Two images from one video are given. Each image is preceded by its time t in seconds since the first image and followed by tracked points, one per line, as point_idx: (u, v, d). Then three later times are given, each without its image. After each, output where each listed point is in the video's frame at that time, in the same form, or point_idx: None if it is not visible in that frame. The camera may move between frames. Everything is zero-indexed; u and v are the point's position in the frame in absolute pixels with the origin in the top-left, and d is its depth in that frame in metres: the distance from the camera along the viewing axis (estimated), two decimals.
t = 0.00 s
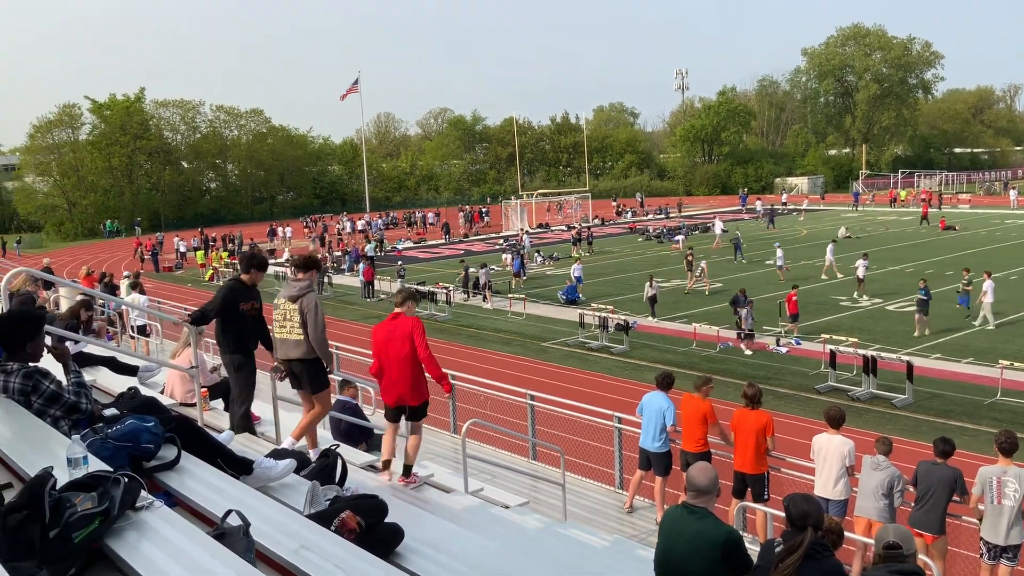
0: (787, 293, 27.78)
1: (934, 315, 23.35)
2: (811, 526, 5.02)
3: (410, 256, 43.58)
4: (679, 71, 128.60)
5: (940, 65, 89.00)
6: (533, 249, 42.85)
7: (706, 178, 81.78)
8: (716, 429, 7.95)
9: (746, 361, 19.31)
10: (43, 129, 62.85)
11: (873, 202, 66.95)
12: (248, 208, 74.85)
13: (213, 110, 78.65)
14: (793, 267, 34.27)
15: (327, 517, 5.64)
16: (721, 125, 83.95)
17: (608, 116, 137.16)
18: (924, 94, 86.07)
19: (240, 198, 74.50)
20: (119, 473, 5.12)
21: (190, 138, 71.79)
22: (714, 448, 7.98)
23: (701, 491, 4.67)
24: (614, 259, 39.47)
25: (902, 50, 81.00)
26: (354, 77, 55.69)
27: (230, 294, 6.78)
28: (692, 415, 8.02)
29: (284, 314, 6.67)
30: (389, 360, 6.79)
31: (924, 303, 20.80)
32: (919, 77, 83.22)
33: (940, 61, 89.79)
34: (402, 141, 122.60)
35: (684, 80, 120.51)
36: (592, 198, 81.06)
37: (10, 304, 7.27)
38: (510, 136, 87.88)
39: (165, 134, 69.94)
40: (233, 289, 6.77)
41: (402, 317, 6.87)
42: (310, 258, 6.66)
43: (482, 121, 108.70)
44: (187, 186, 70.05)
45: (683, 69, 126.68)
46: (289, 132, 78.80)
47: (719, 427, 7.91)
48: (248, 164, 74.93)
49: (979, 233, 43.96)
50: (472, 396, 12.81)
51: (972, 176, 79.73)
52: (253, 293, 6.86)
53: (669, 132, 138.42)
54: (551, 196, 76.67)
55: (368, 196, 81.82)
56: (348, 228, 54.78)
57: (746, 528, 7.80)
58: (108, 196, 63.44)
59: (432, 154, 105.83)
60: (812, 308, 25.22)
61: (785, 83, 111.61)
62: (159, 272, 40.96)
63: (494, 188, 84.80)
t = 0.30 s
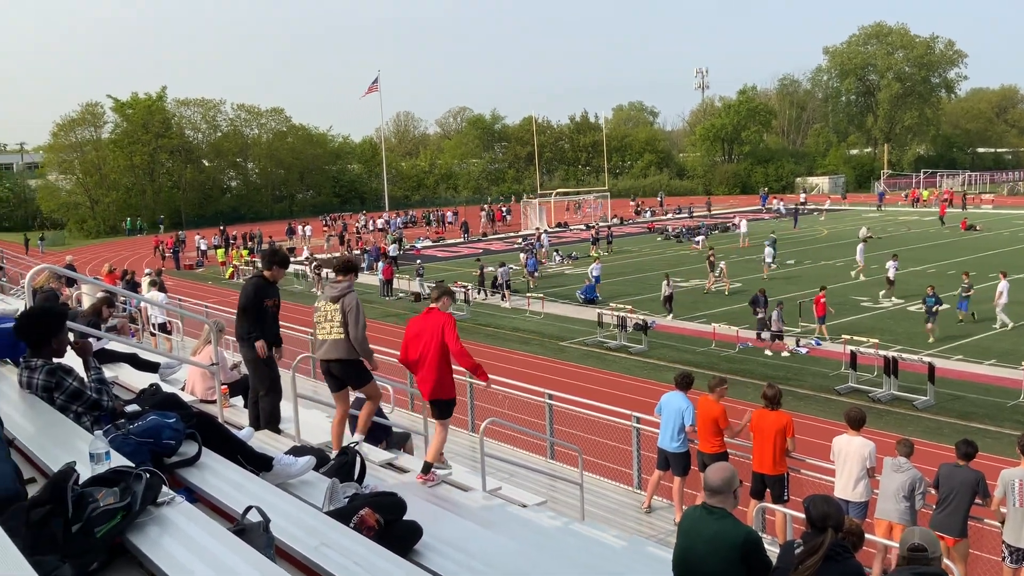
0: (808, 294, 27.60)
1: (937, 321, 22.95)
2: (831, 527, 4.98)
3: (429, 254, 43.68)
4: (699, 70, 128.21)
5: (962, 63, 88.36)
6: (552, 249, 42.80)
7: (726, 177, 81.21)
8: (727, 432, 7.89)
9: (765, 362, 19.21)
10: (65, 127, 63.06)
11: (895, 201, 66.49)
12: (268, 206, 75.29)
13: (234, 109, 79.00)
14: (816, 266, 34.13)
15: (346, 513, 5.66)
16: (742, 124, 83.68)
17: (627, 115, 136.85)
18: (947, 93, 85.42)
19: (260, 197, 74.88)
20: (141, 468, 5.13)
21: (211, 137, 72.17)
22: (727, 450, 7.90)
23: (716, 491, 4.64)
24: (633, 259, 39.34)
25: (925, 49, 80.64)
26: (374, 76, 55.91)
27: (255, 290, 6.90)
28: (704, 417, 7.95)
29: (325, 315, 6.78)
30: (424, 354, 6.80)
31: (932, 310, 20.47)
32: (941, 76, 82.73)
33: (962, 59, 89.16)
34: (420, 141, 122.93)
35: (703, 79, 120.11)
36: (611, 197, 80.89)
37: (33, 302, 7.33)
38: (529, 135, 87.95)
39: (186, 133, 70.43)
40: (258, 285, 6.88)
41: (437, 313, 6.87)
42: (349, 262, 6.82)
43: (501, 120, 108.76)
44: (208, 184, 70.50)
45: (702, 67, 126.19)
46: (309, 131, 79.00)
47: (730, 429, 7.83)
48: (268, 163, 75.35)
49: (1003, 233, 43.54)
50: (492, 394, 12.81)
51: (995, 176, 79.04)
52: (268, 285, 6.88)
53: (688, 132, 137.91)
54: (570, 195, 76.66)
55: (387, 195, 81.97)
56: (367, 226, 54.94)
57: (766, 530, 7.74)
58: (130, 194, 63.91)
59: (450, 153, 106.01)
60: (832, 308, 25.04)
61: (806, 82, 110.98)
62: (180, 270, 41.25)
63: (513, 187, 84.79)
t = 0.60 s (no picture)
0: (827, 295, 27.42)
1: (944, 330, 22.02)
2: (850, 530, 4.95)
3: (447, 253, 43.80)
4: (718, 70, 127.88)
5: (986, 63, 87.61)
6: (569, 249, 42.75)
7: (745, 177, 80.44)
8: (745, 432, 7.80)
9: (783, 363, 19.13)
10: (87, 126, 63.67)
11: (917, 202, 65.91)
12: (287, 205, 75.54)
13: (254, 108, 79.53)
14: (836, 267, 33.92)
15: (364, 511, 5.67)
16: (761, 124, 83.46)
17: (646, 114, 136.59)
18: (970, 92, 84.73)
19: (279, 195, 75.32)
20: (160, 465, 5.17)
21: (231, 136, 72.72)
22: (743, 451, 7.82)
23: (734, 492, 4.62)
24: (651, 259, 39.23)
25: (947, 49, 80.19)
26: (394, 76, 56.15)
27: (288, 293, 7.04)
28: (718, 418, 7.90)
29: (370, 331, 6.94)
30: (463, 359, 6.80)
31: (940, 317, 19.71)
32: (964, 76, 82.16)
33: (985, 59, 88.41)
34: (439, 140, 123.23)
35: (723, 78, 119.67)
36: (630, 197, 80.67)
37: (53, 298, 7.40)
38: (546, 135, 88.21)
39: (206, 132, 71.04)
40: (292, 289, 7.00)
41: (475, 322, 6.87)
42: (391, 278, 6.98)
43: (519, 120, 108.80)
44: (228, 182, 71.03)
45: (722, 67, 125.80)
46: (328, 131, 79.27)
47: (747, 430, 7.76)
48: (287, 162, 75.26)
49: None
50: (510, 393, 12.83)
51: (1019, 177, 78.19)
52: (292, 285, 7.01)
53: (707, 132, 137.37)
54: (589, 195, 76.63)
55: (404, 194, 82.06)
56: (386, 226, 55.11)
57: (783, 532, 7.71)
58: (150, 193, 64.38)
59: (468, 152, 106.18)
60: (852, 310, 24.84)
61: (827, 82, 110.28)
62: (200, 268, 41.61)
63: (530, 186, 84.73)
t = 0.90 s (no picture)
0: (847, 296, 27.24)
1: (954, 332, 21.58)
2: (868, 533, 4.91)
3: (464, 253, 43.87)
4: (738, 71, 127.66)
5: (1009, 63, 87.00)
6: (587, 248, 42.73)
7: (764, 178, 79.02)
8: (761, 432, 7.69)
9: (801, 364, 19.03)
10: (108, 124, 64.31)
11: (937, 203, 65.45)
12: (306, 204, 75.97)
13: (274, 107, 80.14)
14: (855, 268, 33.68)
15: (381, 509, 5.68)
16: (781, 124, 83.17)
17: (664, 113, 136.29)
18: (992, 93, 84.11)
19: (297, 194, 75.69)
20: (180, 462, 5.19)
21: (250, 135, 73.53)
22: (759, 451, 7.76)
23: (753, 494, 4.59)
24: (669, 259, 39.15)
25: (969, 49, 79.84)
26: (411, 76, 56.30)
27: (318, 294, 7.23)
28: (735, 419, 7.76)
29: (401, 327, 6.98)
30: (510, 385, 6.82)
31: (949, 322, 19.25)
32: (985, 76, 81.67)
33: (1008, 59, 87.79)
34: (457, 139, 123.44)
35: (742, 78, 119.37)
36: (648, 196, 80.54)
37: (75, 295, 7.47)
38: (564, 134, 88.44)
39: (226, 131, 71.78)
40: (322, 288, 7.18)
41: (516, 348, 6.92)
42: (425, 275, 6.97)
43: (537, 120, 108.99)
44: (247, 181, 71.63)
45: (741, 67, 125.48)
46: (347, 130, 79.61)
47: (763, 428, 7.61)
48: (306, 161, 75.53)
49: None
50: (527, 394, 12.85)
51: None
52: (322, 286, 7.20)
53: (726, 133, 136.94)
54: (606, 196, 76.56)
55: (422, 193, 82.19)
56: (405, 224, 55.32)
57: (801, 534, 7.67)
58: (170, 191, 64.95)
59: (486, 151, 106.49)
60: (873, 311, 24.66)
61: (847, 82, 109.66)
62: (219, 265, 41.87)
63: (548, 186, 84.80)
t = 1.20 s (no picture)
0: (865, 297, 27.06)
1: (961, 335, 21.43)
2: (885, 535, 4.88)
3: (479, 251, 43.91)
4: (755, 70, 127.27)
5: None
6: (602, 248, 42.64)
7: (782, 177, 79.28)
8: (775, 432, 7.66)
9: (818, 366, 18.92)
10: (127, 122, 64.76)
11: (958, 204, 64.86)
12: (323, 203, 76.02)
13: (292, 105, 80.41)
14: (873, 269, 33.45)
15: (396, 506, 5.68)
16: (799, 124, 82.73)
17: (681, 112, 135.80)
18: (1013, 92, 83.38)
19: (314, 193, 75.84)
20: (198, 456, 5.21)
21: (267, 133, 74.09)
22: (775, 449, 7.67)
23: (770, 495, 4.57)
24: (685, 259, 39.02)
25: (989, 48, 79.38)
26: (428, 75, 56.40)
27: (347, 300, 7.56)
28: (750, 418, 7.73)
29: (432, 339, 7.23)
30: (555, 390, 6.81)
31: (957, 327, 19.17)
32: (1006, 76, 81.08)
33: None
34: (473, 138, 123.55)
35: (760, 77, 119.13)
36: (664, 196, 80.19)
37: (93, 292, 7.54)
38: (580, 134, 88.34)
39: (244, 129, 72.22)
40: (351, 296, 7.49)
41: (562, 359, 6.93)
42: (452, 287, 7.11)
43: (553, 119, 108.91)
44: (263, 179, 71.91)
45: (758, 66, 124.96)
46: (363, 129, 79.60)
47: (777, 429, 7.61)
48: (322, 160, 75.61)
49: None
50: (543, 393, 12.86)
51: None
52: (352, 293, 7.52)
53: (744, 132, 136.33)
54: (623, 195, 76.38)
55: (438, 192, 82.10)
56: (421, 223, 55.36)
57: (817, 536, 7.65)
58: (188, 189, 65.21)
59: (501, 150, 106.43)
60: (891, 313, 24.48)
61: (866, 81, 108.94)
62: (236, 263, 42.07)
63: (564, 185, 84.69)
